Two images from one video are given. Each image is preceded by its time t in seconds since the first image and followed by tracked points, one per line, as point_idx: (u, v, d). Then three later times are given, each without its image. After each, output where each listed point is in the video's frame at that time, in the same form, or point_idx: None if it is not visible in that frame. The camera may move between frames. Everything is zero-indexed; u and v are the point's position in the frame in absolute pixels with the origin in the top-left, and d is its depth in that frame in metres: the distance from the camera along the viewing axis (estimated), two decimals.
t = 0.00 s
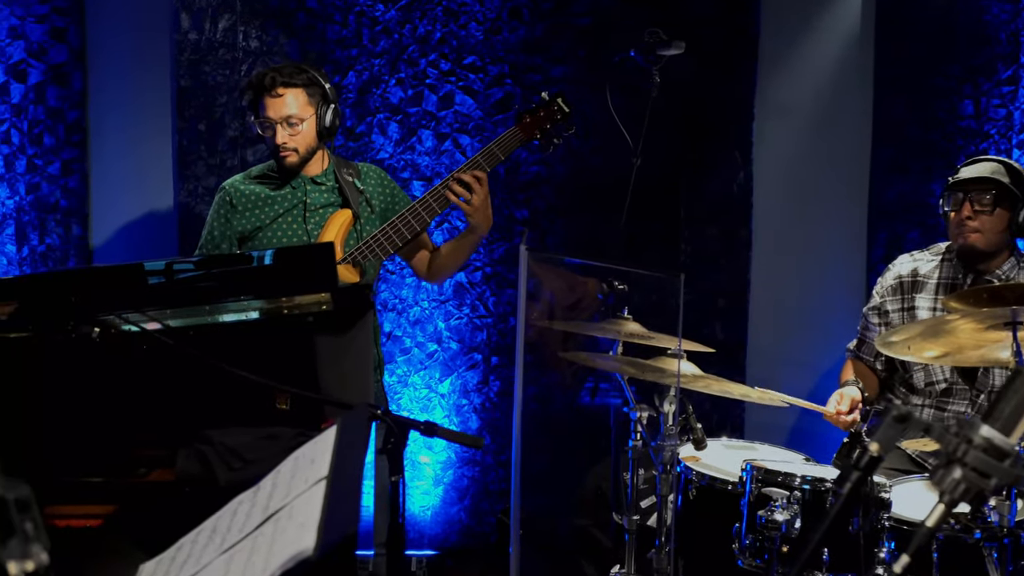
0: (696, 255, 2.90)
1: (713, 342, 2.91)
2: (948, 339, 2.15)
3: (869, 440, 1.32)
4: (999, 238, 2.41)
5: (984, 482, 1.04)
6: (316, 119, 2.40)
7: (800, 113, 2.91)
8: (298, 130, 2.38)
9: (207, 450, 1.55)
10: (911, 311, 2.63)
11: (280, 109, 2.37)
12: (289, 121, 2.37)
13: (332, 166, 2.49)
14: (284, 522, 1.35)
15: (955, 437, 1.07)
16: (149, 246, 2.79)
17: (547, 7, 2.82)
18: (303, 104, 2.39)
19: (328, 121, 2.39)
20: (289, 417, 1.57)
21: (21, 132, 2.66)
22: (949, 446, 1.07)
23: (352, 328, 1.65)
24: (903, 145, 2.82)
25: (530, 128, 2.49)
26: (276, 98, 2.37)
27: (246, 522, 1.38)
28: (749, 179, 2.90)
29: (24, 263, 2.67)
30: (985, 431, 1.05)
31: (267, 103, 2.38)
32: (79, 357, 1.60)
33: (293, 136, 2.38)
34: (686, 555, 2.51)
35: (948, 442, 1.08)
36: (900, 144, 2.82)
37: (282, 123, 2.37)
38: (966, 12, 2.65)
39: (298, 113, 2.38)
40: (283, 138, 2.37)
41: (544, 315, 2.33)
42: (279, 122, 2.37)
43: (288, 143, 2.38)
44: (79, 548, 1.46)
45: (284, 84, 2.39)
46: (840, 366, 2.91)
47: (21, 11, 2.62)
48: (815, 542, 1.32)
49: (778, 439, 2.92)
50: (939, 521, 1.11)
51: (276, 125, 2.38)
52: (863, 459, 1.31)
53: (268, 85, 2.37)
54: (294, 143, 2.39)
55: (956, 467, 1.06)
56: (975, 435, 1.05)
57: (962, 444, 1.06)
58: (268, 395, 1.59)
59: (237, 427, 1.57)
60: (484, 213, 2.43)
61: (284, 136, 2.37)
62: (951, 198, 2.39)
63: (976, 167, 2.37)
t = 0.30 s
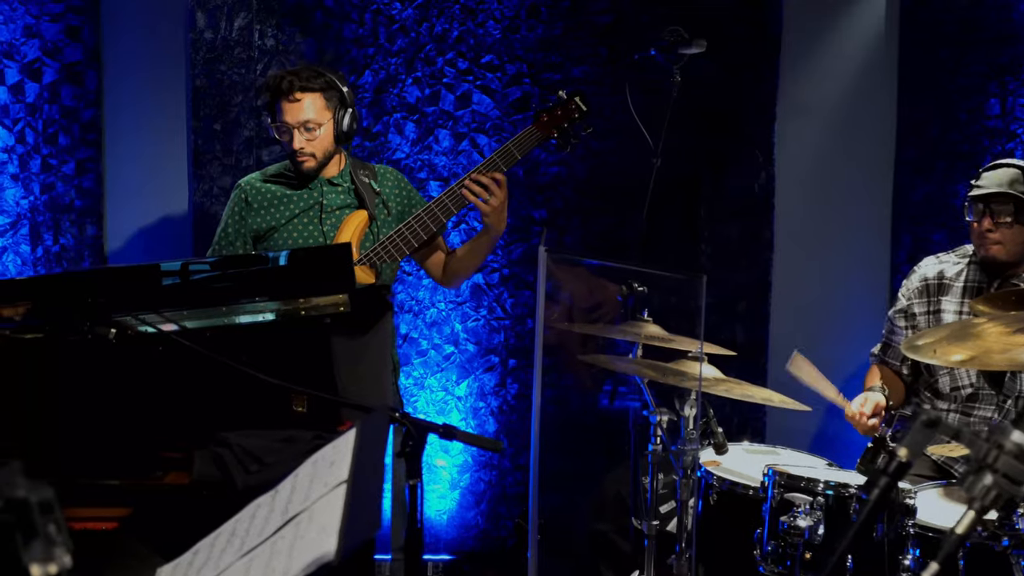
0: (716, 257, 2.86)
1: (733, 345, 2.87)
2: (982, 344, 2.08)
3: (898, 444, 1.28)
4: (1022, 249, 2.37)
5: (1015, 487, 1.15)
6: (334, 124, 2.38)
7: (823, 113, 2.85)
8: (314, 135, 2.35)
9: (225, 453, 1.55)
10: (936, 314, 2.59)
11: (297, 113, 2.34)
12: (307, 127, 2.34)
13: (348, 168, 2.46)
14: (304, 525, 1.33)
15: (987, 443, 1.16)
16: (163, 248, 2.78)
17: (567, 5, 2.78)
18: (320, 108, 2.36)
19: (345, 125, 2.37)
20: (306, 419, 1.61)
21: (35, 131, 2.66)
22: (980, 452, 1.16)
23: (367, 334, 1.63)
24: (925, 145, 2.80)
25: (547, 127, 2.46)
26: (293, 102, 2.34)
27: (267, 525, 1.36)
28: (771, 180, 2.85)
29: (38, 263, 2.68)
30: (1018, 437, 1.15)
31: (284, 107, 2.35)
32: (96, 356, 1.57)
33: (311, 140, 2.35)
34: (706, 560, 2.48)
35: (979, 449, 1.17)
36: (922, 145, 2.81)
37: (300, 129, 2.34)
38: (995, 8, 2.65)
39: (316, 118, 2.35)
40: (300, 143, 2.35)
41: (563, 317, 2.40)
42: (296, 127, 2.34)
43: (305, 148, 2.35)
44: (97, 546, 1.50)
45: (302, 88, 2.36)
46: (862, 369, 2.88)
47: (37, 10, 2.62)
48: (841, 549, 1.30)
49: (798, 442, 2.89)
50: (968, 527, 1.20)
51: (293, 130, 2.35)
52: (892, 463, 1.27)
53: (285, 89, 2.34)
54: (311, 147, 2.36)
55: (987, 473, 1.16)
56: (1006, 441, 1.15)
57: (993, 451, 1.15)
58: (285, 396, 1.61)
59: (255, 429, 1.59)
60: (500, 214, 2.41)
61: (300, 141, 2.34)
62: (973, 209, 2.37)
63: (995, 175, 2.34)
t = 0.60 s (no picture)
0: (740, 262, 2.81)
1: (758, 351, 2.82)
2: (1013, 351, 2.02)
3: (930, 453, 1.25)
4: None
5: None
6: (351, 122, 2.34)
7: (852, 115, 2.80)
8: (331, 134, 2.31)
9: (245, 459, 1.49)
10: (965, 320, 2.55)
11: (314, 112, 2.30)
12: (323, 125, 2.31)
13: (366, 169, 2.41)
14: (328, 532, 1.30)
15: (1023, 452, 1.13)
16: (180, 250, 2.75)
17: (588, 6, 2.74)
18: (337, 107, 2.32)
19: (362, 124, 2.33)
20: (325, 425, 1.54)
21: (52, 133, 2.63)
22: (1015, 462, 1.13)
23: (388, 337, 1.57)
24: (957, 147, 2.75)
25: (566, 128, 2.40)
26: (310, 101, 2.31)
27: (288, 532, 1.32)
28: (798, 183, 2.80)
29: (54, 267, 2.65)
30: None
31: (300, 107, 2.32)
32: (111, 364, 1.54)
33: (327, 139, 2.32)
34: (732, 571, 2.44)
35: (1014, 459, 1.13)
36: (954, 147, 2.76)
37: (316, 128, 2.30)
38: None
39: (332, 117, 2.31)
40: (316, 142, 2.31)
41: (584, 324, 2.39)
42: (312, 126, 2.30)
43: (322, 147, 2.32)
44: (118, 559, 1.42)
45: (317, 87, 2.32)
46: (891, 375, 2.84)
47: (54, 11, 2.60)
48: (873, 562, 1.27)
49: (824, 451, 2.84)
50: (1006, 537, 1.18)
51: (309, 129, 2.31)
52: (925, 474, 1.24)
53: (301, 88, 2.30)
54: (328, 146, 2.32)
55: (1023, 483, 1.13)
56: None
57: None
58: (306, 402, 1.55)
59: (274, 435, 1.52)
60: (524, 216, 2.37)
61: (317, 140, 2.31)
62: (1008, 204, 2.28)
63: None
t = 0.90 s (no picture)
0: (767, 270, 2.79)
1: (784, 359, 2.80)
2: None
3: (964, 467, 1.24)
4: None
5: None
6: (373, 130, 2.33)
7: (880, 119, 2.77)
8: (354, 142, 2.30)
9: (269, 465, 1.45)
10: (997, 329, 2.52)
11: (335, 120, 2.28)
12: (345, 133, 2.29)
13: (388, 174, 2.41)
14: (354, 539, 1.26)
15: None
16: (202, 254, 2.74)
17: (614, 10, 2.73)
18: (359, 115, 2.31)
19: (385, 131, 2.33)
20: (347, 433, 1.48)
21: (75, 138, 2.64)
22: None
23: (413, 343, 1.49)
24: (986, 152, 2.70)
25: (591, 132, 2.39)
26: (332, 109, 2.29)
27: (313, 540, 1.28)
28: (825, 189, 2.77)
29: (77, 271, 2.66)
30: None
31: (321, 114, 2.30)
32: (136, 369, 1.46)
33: (349, 147, 2.31)
34: None
35: None
36: (983, 152, 2.71)
37: (338, 135, 2.29)
38: None
39: (354, 124, 2.29)
40: (339, 150, 2.30)
41: (609, 329, 2.37)
42: (334, 134, 2.29)
43: (345, 155, 2.31)
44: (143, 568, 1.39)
45: (339, 95, 2.31)
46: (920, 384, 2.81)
47: (77, 16, 2.60)
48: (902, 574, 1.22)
49: (850, 460, 2.82)
50: None
51: (331, 138, 2.30)
52: (960, 484, 1.22)
53: (323, 96, 2.29)
54: (350, 155, 2.31)
55: None
56: None
57: None
58: (329, 409, 1.49)
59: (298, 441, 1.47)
60: (551, 217, 2.35)
61: (339, 148, 2.30)
62: None
63: None
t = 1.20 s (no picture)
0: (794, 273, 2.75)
1: (811, 364, 2.77)
2: None
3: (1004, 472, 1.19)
4: None
5: None
6: (398, 129, 2.31)
7: (910, 122, 2.74)
8: (379, 140, 2.29)
9: (294, 470, 1.41)
10: None
11: (362, 118, 2.27)
12: (371, 132, 2.28)
13: (414, 176, 2.40)
14: (384, 546, 1.24)
15: None
16: (228, 254, 2.76)
17: (640, 12, 2.71)
18: (385, 113, 2.30)
19: (411, 131, 2.32)
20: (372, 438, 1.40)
21: (100, 142, 2.64)
22: None
23: (438, 347, 1.43)
24: (1016, 155, 2.67)
25: (616, 133, 2.38)
26: (358, 107, 2.28)
27: (341, 545, 1.25)
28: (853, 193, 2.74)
29: (101, 275, 2.66)
30: None
31: (347, 113, 2.29)
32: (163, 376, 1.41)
33: (375, 146, 2.30)
34: None
35: None
36: (1013, 154, 2.68)
37: (364, 134, 2.28)
38: None
39: (381, 123, 2.28)
40: (364, 148, 2.29)
41: (633, 334, 2.39)
42: (360, 132, 2.28)
43: (370, 153, 2.30)
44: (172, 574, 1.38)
45: (365, 94, 2.30)
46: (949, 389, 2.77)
47: (103, 19, 2.60)
48: None
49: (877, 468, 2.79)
50: None
51: (358, 135, 2.29)
52: (998, 493, 1.18)
53: (349, 95, 2.28)
54: (376, 153, 2.31)
55: None
56: None
57: None
58: (353, 414, 1.42)
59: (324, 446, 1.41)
60: (570, 224, 2.33)
61: (365, 147, 2.29)
62: None
63: None
